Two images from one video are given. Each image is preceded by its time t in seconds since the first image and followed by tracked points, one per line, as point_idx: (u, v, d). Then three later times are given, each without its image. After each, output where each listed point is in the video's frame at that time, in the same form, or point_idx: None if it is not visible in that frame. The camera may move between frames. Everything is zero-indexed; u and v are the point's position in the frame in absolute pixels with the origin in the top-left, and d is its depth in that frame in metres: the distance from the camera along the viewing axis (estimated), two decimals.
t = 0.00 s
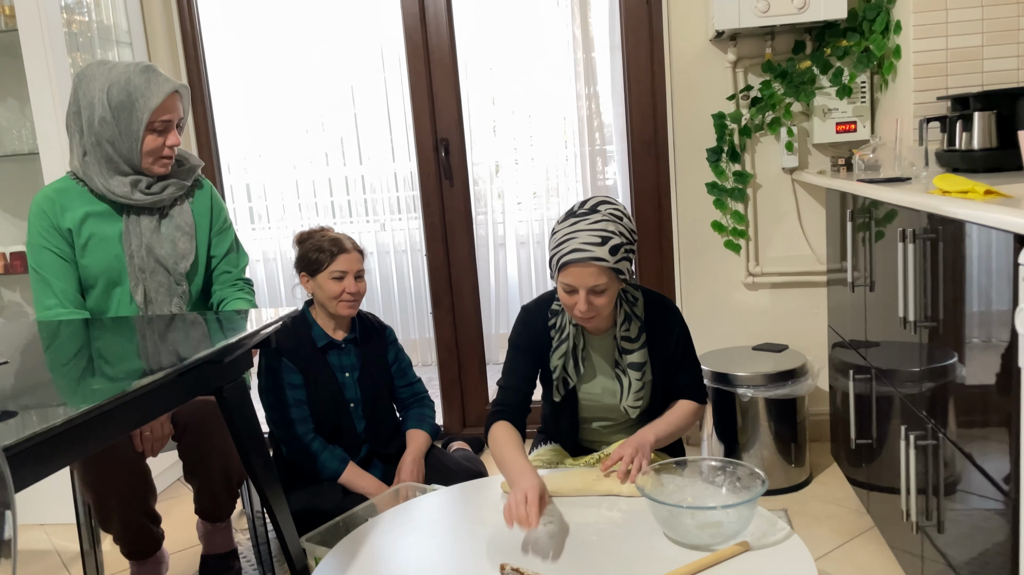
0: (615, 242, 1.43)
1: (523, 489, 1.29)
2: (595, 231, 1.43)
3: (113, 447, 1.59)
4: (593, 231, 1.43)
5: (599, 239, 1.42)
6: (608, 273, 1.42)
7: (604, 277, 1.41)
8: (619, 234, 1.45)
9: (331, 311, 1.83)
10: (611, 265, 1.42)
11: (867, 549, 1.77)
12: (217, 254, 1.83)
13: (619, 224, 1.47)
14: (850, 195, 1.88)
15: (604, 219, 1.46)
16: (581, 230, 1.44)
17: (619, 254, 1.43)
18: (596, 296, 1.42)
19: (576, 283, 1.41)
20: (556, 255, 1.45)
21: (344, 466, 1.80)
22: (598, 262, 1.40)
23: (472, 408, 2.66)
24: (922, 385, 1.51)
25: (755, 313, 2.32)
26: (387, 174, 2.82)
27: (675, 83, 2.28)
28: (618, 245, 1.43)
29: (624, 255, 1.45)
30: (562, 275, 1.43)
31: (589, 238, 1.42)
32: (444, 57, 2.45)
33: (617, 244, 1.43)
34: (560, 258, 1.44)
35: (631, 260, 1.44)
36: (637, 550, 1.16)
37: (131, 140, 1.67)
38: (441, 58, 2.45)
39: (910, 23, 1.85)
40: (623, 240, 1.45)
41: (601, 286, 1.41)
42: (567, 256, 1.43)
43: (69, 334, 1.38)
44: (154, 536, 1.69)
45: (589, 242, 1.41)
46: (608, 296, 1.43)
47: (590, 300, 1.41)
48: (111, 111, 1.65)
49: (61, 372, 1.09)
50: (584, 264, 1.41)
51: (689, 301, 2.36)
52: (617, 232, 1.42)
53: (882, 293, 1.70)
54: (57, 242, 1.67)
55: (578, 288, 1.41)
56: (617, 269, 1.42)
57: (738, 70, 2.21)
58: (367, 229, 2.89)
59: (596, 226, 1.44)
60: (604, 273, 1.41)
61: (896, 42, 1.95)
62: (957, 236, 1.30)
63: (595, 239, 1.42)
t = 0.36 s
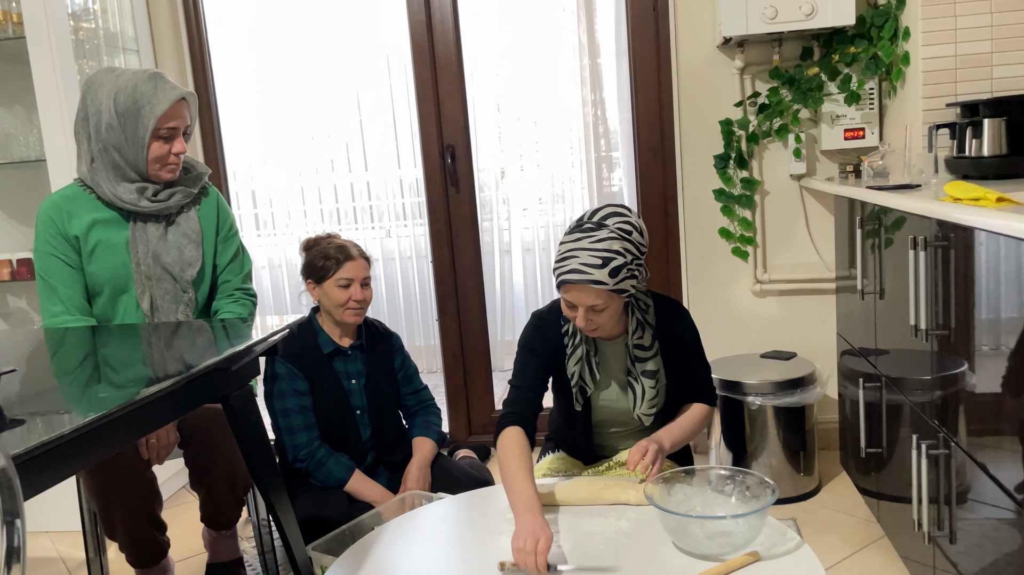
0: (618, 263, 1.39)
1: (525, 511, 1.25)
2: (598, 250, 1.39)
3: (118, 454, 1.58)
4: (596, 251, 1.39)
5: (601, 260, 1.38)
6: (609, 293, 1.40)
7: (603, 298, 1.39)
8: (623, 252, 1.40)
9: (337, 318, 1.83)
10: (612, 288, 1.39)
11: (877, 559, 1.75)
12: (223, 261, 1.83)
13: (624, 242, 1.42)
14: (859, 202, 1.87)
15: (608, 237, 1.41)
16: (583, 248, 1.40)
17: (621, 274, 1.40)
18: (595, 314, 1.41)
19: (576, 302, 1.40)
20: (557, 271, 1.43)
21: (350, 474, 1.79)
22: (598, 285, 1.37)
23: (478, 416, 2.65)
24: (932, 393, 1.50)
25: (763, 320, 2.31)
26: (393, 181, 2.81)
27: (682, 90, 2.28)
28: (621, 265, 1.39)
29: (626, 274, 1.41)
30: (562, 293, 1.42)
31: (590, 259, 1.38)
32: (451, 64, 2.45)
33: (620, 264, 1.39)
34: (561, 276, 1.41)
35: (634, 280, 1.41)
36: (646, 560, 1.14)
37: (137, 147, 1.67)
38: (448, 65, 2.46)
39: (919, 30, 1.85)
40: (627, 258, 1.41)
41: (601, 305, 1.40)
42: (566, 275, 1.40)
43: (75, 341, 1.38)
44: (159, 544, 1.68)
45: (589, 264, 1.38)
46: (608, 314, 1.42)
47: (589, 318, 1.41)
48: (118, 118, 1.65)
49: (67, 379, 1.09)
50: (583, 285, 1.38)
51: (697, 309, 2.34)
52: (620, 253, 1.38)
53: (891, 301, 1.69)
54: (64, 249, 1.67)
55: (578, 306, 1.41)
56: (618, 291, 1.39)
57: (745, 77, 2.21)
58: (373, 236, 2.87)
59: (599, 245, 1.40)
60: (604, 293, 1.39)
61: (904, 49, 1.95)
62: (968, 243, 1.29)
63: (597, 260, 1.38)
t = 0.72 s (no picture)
0: (615, 247, 1.44)
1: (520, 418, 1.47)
2: (595, 235, 1.45)
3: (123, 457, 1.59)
4: (593, 235, 1.45)
5: (597, 244, 1.44)
6: (606, 277, 1.44)
7: (601, 281, 1.44)
8: (621, 237, 1.46)
9: (342, 322, 1.83)
10: (608, 270, 1.43)
11: (882, 566, 1.74)
12: (229, 263, 1.83)
13: (623, 228, 1.48)
14: (864, 208, 1.87)
15: (606, 224, 1.47)
16: (582, 233, 1.47)
17: (617, 258, 1.45)
18: (592, 297, 1.46)
19: (575, 285, 1.45)
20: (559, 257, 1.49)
21: (354, 478, 1.79)
22: (593, 266, 1.43)
23: (482, 420, 2.65)
24: (938, 400, 1.50)
25: (768, 326, 2.31)
26: (398, 185, 2.82)
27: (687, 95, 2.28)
28: (618, 249, 1.44)
29: (624, 259, 1.46)
30: (562, 276, 1.47)
31: (588, 243, 1.44)
32: (456, 70, 2.46)
33: (616, 249, 1.44)
34: (561, 260, 1.47)
35: (631, 265, 1.45)
36: (650, 566, 1.14)
37: (143, 150, 1.67)
38: (453, 70, 2.47)
39: (925, 36, 1.85)
40: (625, 243, 1.46)
41: (598, 288, 1.45)
42: (566, 259, 1.46)
43: (80, 345, 1.38)
44: (164, 547, 1.68)
45: (586, 247, 1.44)
46: (606, 297, 1.46)
47: (587, 301, 1.46)
48: (123, 122, 1.66)
49: (73, 383, 1.09)
50: (581, 268, 1.44)
51: (701, 314, 2.34)
52: (616, 238, 1.44)
53: (896, 308, 1.69)
54: (70, 253, 1.68)
55: (576, 289, 1.46)
56: (615, 274, 1.44)
57: (750, 82, 2.21)
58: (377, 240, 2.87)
59: (598, 231, 1.46)
60: (601, 277, 1.44)
61: (909, 54, 1.95)
62: (975, 250, 1.29)
63: (593, 244, 1.44)
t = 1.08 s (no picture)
0: (597, 240, 1.53)
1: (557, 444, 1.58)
2: (578, 230, 1.55)
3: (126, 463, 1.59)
4: (577, 230, 1.55)
5: (580, 238, 1.53)
6: (590, 269, 1.53)
7: (586, 272, 1.53)
8: (603, 231, 1.55)
9: (345, 329, 1.83)
10: (592, 262, 1.52)
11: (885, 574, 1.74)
12: (233, 269, 1.84)
13: (605, 223, 1.57)
14: (868, 216, 1.87)
15: (589, 219, 1.56)
16: (565, 229, 1.56)
17: (601, 250, 1.53)
18: (579, 289, 1.54)
19: (561, 279, 1.54)
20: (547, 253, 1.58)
21: (355, 485, 1.79)
22: (578, 259, 1.51)
23: (484, 427, 2.65)
24: (941, 409, 1.50)
25: (770, 333, 2.31)
26: (401, 192, 2.83)
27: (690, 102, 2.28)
28: (600, 242, 1.53)
29: (607, 251, 1.54)
30: (550, 272, 1.56)
31: (571, 237, 1.53)
32: (460, 77, 2.47)
33: (598, 241, 1.53)
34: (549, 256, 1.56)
35: (614, 256, 1.54)
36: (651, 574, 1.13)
37: (146, 157, 1.68)
38: (456, 77, 2.48)
39: (927, 44, 1.85)
40: (607, 237, 1.55)
41: (583, 280, 1.53)
42: (552, 254, 1.55)
43: (83, 350, 1.38)
44: (165, 554, 1.68)
45: (570, 242, 1.53)
46: (592, 288, 1.55)
47: (574, 293, 1.54)
48: (126, 128, 1.66)
49: (76, 389, 1.09)
50: (565, 260, 1.53)
51: (703, 321, 2.34)
52: (597, 231, 1.53)
53: (899, 316, 1.69)
54: (73, 259, 1.68)
55: (564, 282, 1.54)
56: (599, 265, 1.52)
57: (753, 90, 2.21)
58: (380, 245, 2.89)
59: (580, 226, 1.55)
60: (585, 268, 1.52)
61: (912, 63, 1.95)
62: (978, 259, 1.29)
63: (577, 237, 1.53)
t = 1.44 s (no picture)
0: (592, 239, 1.53)
1: (561, 450, 1.58)
2: (573, 229, 1.55)
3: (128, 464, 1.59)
4: (571, 230, 1.54)
5: (576, 238, 1.53)
6: (587, 268, 1.52)
7: (583, 272, 1.52)
8: (598, 231, 1.54)
9: (347, 331, 1.83)
10: (588, 261, 1.51)
11: None
12: (234, 270, 1.84)
13: (599, 223, 1.57)
14: (871, 218, 1.86)
15: (584, 219, 1.56)
16: (561, 229, 1.56)
17: (597, 249, 1.53)
18: (576, 289, 1.54)
19: (559, 279, 1.54)
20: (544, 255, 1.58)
21: (358, 487, 1.78)
22: (574, 258, 1.51)
23: (486, 429, 2.65)
24: (944, 412, 1.49)
25: (772, 336, 2.31)
26: (403, 193, 2.83)
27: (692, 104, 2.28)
28: (595, 241, 1.53)
29: (603, 250, 1.54)
30: (547, 272, 1.55)
31: (566, 237, 1.53)
32: (462, 79, 2.47)
33: (593, 240, 1.53)
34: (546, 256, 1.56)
35: (610, 255, 1.54)
36: None
37: (149, 158, 1.68)
38: (459, 79, 2.48)
39: (930, 46, 1.85)
40: (602, 236, 1.54)
41: (581, 279, 1.53)
42: (549, 255, 1.55)
43: (85, 352, 1.38)
44: (167, 556, 1.68)
45: (565, 242, 1.53)
46: (589, 287, 1.54)
47: (571, 293, 1.54)
48: (129, 130, 1.67)
49: (78, 390, 1.09)
50: (561, 261, 1.53)
51: (705, 324, 2.34)
52: (592, 230, 1.52)
53: (902, 318, 1.68)
54: (76, 260, 1.68)
55: (561, 282, 1.54)
56: (595, 264, 1.52)
57: (755, 93, 2.22)
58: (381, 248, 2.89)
59: (575, 226, 1.55)
60: (582, 268, 1.52)
61: (915, 65, 1.95)
62: (981, 261, 1.28)
63: (572, 238, 1.53)
